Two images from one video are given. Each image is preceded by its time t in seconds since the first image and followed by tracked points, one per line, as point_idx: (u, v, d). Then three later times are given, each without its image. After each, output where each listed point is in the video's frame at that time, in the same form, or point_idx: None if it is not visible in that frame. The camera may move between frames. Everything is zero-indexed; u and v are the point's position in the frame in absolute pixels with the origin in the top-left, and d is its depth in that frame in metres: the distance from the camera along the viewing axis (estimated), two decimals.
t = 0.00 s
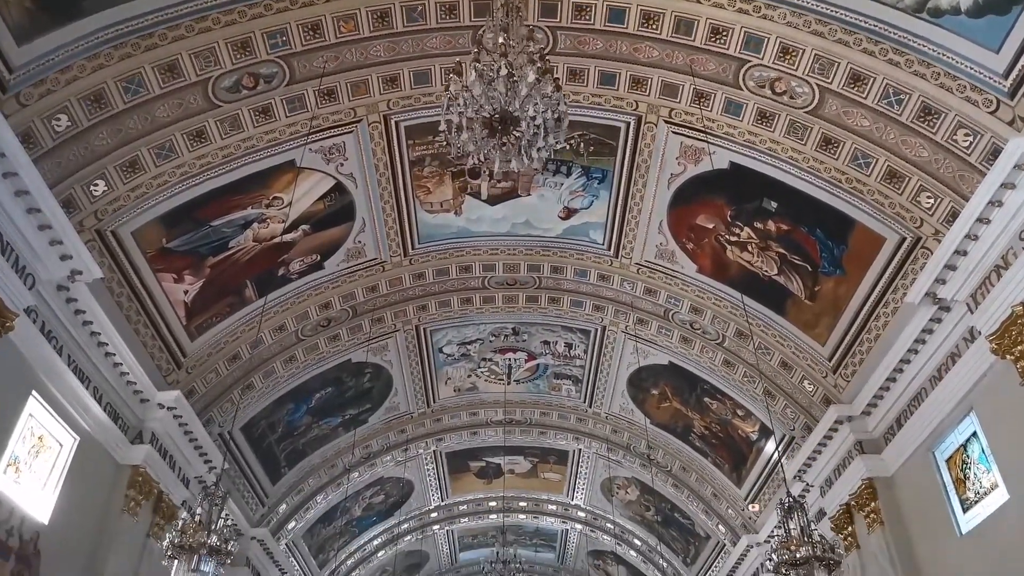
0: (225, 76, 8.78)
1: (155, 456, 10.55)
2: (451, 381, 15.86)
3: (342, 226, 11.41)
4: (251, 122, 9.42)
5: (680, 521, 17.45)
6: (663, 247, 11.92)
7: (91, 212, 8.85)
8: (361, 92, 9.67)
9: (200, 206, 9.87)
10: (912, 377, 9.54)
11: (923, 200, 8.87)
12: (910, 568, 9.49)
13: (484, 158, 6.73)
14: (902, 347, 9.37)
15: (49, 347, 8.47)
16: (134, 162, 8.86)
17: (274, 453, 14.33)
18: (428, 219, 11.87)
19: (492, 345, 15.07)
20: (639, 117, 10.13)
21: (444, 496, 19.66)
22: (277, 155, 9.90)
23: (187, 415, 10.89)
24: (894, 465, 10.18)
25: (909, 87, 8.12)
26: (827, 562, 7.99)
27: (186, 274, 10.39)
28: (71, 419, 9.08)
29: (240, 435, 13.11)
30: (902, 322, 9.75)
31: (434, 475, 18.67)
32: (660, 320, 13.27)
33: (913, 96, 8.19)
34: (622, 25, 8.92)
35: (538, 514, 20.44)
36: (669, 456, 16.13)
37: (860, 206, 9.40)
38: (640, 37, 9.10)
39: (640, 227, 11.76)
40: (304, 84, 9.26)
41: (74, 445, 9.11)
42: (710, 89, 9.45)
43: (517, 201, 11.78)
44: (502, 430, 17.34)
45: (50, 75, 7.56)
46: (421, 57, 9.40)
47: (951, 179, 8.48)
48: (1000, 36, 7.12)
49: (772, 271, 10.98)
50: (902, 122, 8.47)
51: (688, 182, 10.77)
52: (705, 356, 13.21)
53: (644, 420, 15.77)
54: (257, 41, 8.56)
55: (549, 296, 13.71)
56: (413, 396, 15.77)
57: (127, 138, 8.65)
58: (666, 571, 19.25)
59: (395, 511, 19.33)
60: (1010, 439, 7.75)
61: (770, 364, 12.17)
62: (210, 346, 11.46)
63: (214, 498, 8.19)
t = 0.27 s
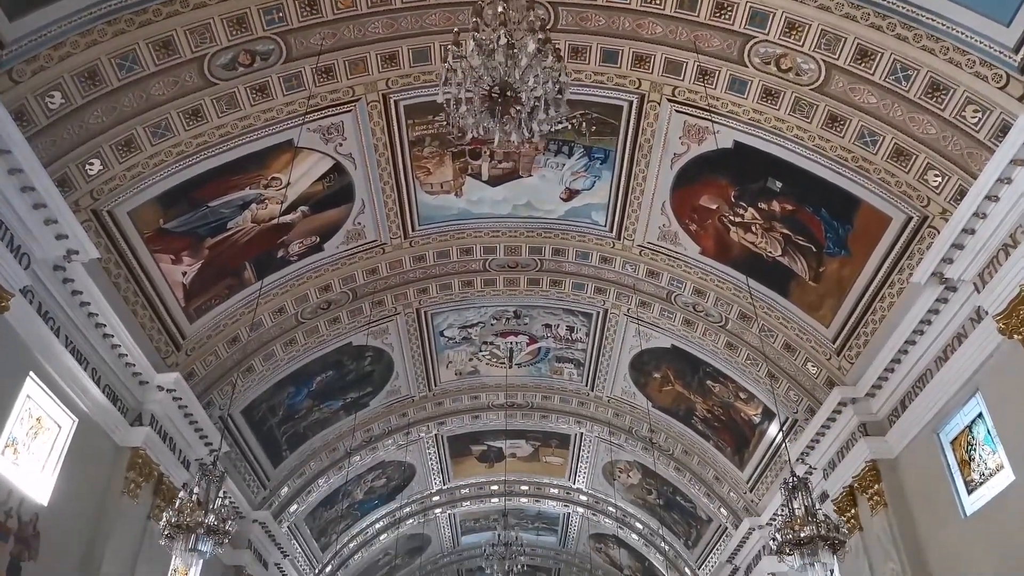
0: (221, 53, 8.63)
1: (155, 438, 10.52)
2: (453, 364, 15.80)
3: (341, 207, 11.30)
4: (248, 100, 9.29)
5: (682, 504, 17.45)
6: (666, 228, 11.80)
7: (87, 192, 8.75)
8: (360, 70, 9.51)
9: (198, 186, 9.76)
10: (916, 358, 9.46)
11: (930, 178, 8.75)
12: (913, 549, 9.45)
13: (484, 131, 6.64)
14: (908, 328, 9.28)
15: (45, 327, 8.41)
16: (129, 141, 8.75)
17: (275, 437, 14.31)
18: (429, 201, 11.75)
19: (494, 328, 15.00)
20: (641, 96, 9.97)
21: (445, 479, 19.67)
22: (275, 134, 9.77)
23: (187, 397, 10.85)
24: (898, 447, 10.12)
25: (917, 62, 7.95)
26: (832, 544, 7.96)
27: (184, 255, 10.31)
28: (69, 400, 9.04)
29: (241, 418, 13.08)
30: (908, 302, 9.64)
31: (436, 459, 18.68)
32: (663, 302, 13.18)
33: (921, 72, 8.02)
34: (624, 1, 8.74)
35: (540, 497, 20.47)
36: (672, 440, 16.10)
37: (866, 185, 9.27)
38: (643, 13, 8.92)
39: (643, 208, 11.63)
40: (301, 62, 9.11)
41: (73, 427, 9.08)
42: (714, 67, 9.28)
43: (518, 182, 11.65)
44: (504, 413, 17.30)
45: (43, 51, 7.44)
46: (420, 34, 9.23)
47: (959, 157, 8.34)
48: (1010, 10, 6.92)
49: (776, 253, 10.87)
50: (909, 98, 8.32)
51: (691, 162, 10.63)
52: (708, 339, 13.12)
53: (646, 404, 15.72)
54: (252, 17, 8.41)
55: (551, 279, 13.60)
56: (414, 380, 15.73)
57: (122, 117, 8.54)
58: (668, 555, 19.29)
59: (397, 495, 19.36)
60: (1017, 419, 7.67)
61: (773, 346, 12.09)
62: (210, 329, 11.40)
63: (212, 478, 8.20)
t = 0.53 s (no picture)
0: (218, 28, 8.49)
1: (157, 418, 10.50)
2: (454, 345, 15.76)
3: (342, 186, 11.20)
4: (246, 76, 9.16)
5: (684, 485, 17.48)
6: (670, 207, 11.68)
7: (84, 169, 8.66)
8: (360, 46, 9.35)
9: (197, 164, 9.66)
10: (922, 337, 9.39)
11: (938, 154, 8.63)
12: (916, 528, 9.43)
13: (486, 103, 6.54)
14: (914, 307, 9.21)
15: (44, 306, 8.36)
16: (127, 117, 8.64)
17: (277, 418, 14.31)
18: (430, 180, 11.64)
19: (496, 309, 14.93)
20: (645, 72, 9.80)
21: (448, 461, 19.72)
22: (274, 111, 9.65)
23: (188, 377, 10.83)
24: (902, 426, 10.07)
25: (927, 35, 7.79)
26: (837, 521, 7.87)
27: (184, 234, 10.23)
28: (69, 379, 9.01)
29: (242, 399, 13.07)
30: (914, 281, 9.55)
31: (438, 440, 18.70)
32: (666, 283, 13.09)
33: (931, 45, 7.86)
34: None
35: (542, 479, 20.52)
36: (674, 421, 16.08)
37: (873, 161, 9.16)
38: None
39: (646, 187, 11.50)
40: (300, 36, 8.97)
41: (73, 406, 9.05)
42: (720, 41, 9.11)
43: (520, 161, 11.52)
44: (506, 395, 17.28)
45: (37, 24, 7.31)
46: (421, 9, 9.06)
47: (969, 132, 8.21)
48: None
49: (780, 231, 10.77)
50: (918, 72, 8.17)
51: (696, 140, 10.49)
52: (711, 319, 13.05)
53: (649, 385, 15.68)
54: None
55: (553, 259, 13.51)
56: (416, 361, 15.70)
57: (119, 92, 8.42)
58: (669, 535, 19.36)
59: (399, 476, 19.41)
60: None
61: (777, 326, 12.02)
62: (210, 309, 11.34)
63: (213, 455, 8.18)
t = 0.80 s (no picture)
0: (216, 3, 8.32)
1: (158, 400, 10.44)
2: (457, 329, 15.68)
3: (343, 167, 11.07)
4: (246, 53, 9.01)
5: (687, 470, 17.46)
6: (675, 188, 11.55)
7: (82, 147, 8.55)
8: (361, 23, 9.19)
9: (196, 143, 9.54)
10: (930, 319, 9.29)
11: (949, 131, 8.48)
12: (922, 511, 9.38)
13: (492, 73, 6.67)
14: (922, 288, 9.10)
15: (43, 285, 8.28)
16: (125, 94, 8.52)
17: (279, 401, 14.27)
18: (432, 161, 11.50)
19: (499, 293, 14.84)
20: (651, 49, 9.63)
21: (450, 445, 19.71)
22: (275, 89, 9.51)
23: (189, 358, 10.76)
24: (909, 409, 9.99)
25: (939, 9, 7.61)
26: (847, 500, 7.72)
27: (184, 215, 10.13)
28: (69, 359, 8.95)
29: (244, 382, 13.02)
30: (923, 262, 9.44)
31: (440, 424, 18.68)
32: (670, 265, 12.98)
33: (944, 19, 7.68)
34: None
35: (545, 463, 20.52)
36: (677, 405, 16.02)
37: (882, 139, 9.02)
38: None
39: (651, 168, 11.37)
40: (300, 12, 8.81)
41: (73, 387, 9.00)
42: (728, 17, 8.93)
43: (524, 141, 11.38)
44: (509, 379, 17.24)
45: None
46: None
47: (981, 109, 8.06)
48: None
49: (787, 213, 10.65)
50: (930, 47, 7.99)
51: (702, 119, 10.34)
52: (716, 302, 12.95)
53: (652, 369, 15.61)
54: None
55: (556, 242, 13.39)
56: (419, 345, 15.63)
57: (117, 69, 8.28)
58: (672, 520, 19.37)
59: (402, 460, 19.42)
60: None
61: (783, 309, 11.92)
62: (211, 290, 11.26)
63: (214, 434, 8.11)
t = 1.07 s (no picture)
0: None
1: (157, 381, 10.37)
2: (458, 312, 15.60)
3: (342, 146, 10.93)
4: (242, 28, 8.84)
5: (688, 453, 17.45)
6: (678, 169, 11.41)
7: (77, 123, 8.41)
8: None
9: (193, 120, 9.40)
10: (936, 299, 9.20)
11: (958, 109, 8.33)
12: (926, 493, 9.34)
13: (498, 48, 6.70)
14: (928, 269, 9.01)
15: (39, 264, 8.18)
16: (120, 69, 8.36)
17: (279, 384, 14.20)
18: (432, 140, 11.35)
19: (500, 275, 14.72)
20: (656, 26, 9.46)
21: (451, 429, 19.69)
22: (272, 66, 9.35)
23: (187, 338, 10.69)
24: (913, 391, 9.93)
25: None
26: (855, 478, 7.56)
27: (181, 194, 10.00)
28: (66, 339, 8.87)
29: (244, 364, 12.96)
30: (929, 242, 9.32)
31: (441, 408, 18.65)
32: (673, 247, 12.87)
33: None
34: None
35: (545, 447, 20.52)
36: (678, 389, 15.96)
37: (890, 117, 8.88)
38: None
39: (654, 148, 11.22)
40: None
41: (71, 367, 8.93)
42: None
43: (525, 121, 11.22)
44: (509, 362, 17.18)
45: None
46: None
47: (992, 85, 7.90)
48: None
49: (792, 193, 10.54)
50: (940, 23, 7.80)
51: (706, 98, 10.18)
52: (719, 284, 12.86)
53: (654, 352, 15.54)
54: None
55: (558, 224, 13.25)
56: (419, 328, 15.55)
57: (112, 43, 8.12)
58: (672, 503, 19.40)
59: (402, 444, 19.42)
60: None
61: (786, 290, 11.83)
62: (209, 271, 11.17)
63: (212, 410, 7.98)
